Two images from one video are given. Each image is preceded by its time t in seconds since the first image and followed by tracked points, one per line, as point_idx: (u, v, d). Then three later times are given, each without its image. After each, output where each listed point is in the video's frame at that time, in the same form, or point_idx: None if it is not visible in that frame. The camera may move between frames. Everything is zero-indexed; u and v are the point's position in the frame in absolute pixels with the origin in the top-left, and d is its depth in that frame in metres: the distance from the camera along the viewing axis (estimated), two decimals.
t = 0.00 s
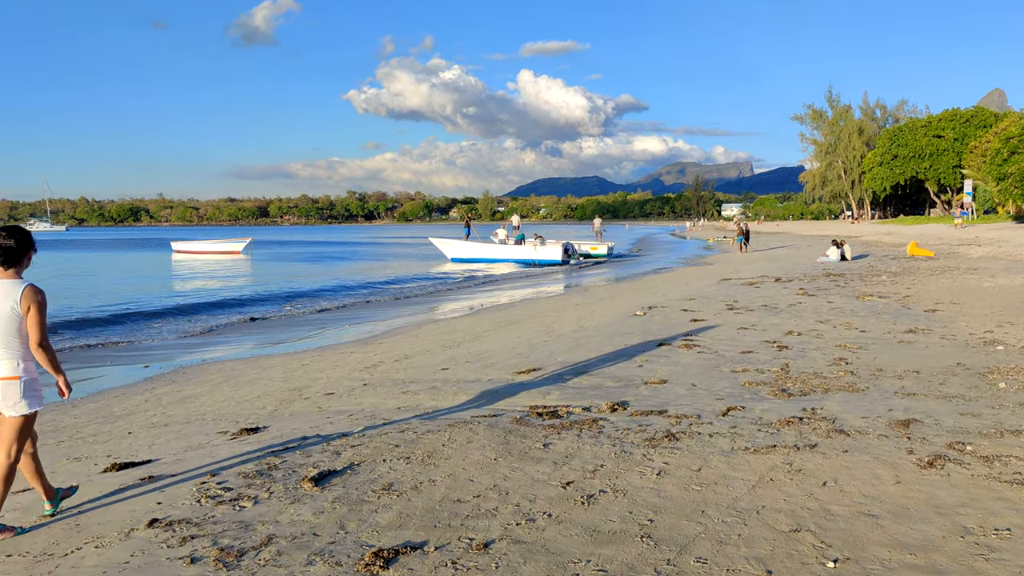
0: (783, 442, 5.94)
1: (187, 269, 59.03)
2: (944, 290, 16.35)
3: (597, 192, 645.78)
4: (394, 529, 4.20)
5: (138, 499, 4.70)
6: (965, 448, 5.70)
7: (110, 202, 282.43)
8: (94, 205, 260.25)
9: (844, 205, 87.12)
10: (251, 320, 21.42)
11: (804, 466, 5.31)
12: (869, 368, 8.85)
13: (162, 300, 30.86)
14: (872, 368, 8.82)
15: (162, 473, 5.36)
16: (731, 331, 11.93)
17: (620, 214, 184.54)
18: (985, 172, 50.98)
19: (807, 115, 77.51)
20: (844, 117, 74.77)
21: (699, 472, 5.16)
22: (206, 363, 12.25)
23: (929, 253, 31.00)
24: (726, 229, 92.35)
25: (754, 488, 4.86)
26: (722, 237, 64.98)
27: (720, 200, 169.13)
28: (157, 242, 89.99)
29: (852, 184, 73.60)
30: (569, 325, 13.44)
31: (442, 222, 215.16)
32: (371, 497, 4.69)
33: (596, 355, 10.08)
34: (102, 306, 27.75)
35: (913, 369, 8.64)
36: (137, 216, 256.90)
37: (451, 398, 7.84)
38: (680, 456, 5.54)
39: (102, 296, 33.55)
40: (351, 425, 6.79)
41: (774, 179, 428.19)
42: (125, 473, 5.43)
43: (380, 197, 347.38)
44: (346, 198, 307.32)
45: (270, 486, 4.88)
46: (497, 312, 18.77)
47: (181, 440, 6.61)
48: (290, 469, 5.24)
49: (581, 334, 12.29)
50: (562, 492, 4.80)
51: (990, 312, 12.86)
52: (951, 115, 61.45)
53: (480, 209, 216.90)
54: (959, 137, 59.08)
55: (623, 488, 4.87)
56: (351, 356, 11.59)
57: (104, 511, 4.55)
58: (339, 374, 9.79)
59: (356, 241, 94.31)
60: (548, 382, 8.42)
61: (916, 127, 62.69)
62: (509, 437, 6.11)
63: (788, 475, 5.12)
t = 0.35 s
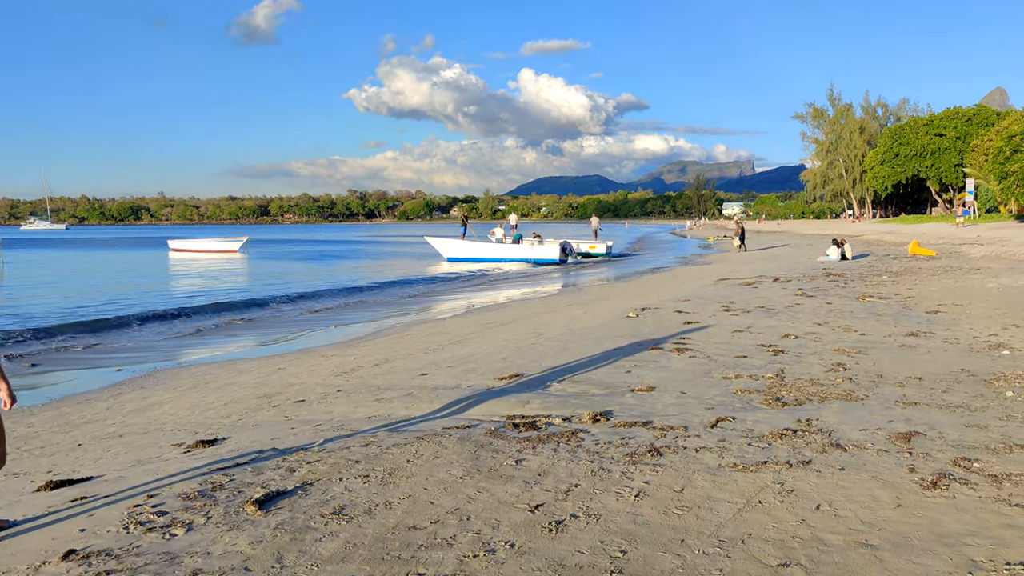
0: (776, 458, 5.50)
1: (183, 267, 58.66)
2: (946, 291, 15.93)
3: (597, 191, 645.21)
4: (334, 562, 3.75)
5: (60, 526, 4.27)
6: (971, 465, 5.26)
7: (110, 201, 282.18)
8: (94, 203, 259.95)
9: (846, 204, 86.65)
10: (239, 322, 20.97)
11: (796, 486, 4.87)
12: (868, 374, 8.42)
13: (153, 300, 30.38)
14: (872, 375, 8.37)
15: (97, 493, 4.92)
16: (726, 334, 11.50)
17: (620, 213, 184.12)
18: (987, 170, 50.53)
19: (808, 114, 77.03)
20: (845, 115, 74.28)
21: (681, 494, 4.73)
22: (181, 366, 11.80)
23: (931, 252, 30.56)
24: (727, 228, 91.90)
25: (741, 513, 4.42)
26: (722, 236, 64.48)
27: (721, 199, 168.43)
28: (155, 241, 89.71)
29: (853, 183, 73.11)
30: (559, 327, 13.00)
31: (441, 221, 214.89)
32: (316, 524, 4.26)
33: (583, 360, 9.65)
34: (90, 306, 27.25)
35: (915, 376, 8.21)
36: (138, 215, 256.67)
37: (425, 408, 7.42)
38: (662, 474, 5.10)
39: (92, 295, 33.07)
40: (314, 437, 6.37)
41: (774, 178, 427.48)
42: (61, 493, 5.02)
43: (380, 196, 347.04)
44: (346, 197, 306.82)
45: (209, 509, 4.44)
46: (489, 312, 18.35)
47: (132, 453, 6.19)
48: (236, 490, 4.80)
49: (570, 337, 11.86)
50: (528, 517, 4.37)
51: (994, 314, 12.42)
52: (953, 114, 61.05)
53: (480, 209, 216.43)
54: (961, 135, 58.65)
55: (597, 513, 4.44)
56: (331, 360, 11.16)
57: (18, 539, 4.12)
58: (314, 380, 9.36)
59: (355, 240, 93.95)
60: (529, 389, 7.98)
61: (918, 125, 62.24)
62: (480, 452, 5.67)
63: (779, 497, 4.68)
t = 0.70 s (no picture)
0: (771, 481, 5.07)
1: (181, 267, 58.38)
2: (949, 293, 15.51)
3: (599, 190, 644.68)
4: None
5: None
6: (984, 490, 4.83)
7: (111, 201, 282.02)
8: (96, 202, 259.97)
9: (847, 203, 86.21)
10: (227, 325, 20.59)
11: (792, 516, 4.44)
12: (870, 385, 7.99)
13: (145, 301, 30.00)
14: (875, 385, 7.94)
15: (28, 522, 4.52)
16: (722, 339, 11.08)
17: (621, 213, 183.77)
18: (989, 170, 50.10)
19: (810, 112, 76.59)
20: (846, 114, 73.82)
21: (665, 526, 4.30)
22: (157, 372, 11.40)
23: (934, 252, 30.13)
24: (728, 227, 91.49)
25: (730, 549, 3.99)
26: (722, 235, 64.02)
27: (722, 198, 167.93)
28: (155, 241, 89.56)
29: (855, 182, 72.69)
30: (551, 332, 12.57)
31: (442, 220, 214.56)
32: (260, 560, 3.85)
33: (572, 368, 9.22)
34: (80, 308, 26.88)
35: (920, 387, 7.78)
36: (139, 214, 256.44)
37: (401, 422, 7.00)
38: (646, 501, 4.67)
39: (84, 296, 32.68)
40: (278, 454, 5.95)
41: (776, 178, 426.85)
42: None
43: (382, 196, 346.95)
44: (347, 196, 306.55)
45: (143, 544, 4.03)
46: (482, 314, 17.95)
47: (81, 472, 5.78)
48: (179, 519, 4.39)
49: (561, 342, 11.45)
50: (494, 555, 3.94)
51: (1000, 318, 12.00)
52: (955, 113, 60.64)
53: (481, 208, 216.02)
54: (963, 134, 58.22)
55: (571, 548, 4.01)
56: (313, 366, 10.74)
57: None
58: (290, 389, 8.95)
59: (354, 239, 93.51)
60: (512, 401, 7.56)
61: (920, 124, 61.80)
62: (453, 474, 5.25)
63: (773, 530, 4.24)
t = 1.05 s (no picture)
0: (763, 510, 4.63)
1: (178, 267, 57.99)
2: (954, 296, 15.05)
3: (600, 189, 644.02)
4: None
5: None
6: (996, 521, 4.40)
7: (113, 199, 281.76)
8: (97, 201, 259.83)
9: (849, 202, 85.65)
10: (215, 326, 20.17)
11: (785, 553, 4.01)
12: (873, 396, 7.55)
13: (137, 302, 29.60)
14: (877, 397, 7.50)
15: None
16: (718, 345, 10.63)
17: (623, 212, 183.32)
18: (992, 168, 49.60)
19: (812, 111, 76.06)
20: (848, 113, 73.33)
21: (644, 565, 3.87)
22: (131, 378, 10.97)
23: (937, 253, 29.65)
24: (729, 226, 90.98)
25: None
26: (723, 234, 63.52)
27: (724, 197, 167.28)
28: (154, 240, 89.25)
29: (857, 181, 72.18)
30: (542, 337, 12.13)
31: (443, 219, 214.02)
32: None
33: (560, 376, 8.79)
34: (69, 309, 26.46)
35: (927, 399, 7.34)
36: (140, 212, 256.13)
37: (372, 437, 6.57)
38: (625, 534, 4.24)
39: (76, 297, 32.25)
40: (234, 474, 5.52)
41: (778, 177, 426.05)
42: None
43: (383, 195, 346.52)
44: (349, 195, 306.27)
45: None
46: (475, 316, 17.53)
47: (20, 495, 5.35)
48: (106, 555, 3.97)
49: (551, 348, 11.01)
50: None
51: (1007, 323, 11.55)
52: (958, 111, 60.10)
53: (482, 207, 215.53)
54: (965, 133, 57.70)
55: None
56: (292, 373, 10.30)
57: None
58: (262, 399, 8.51)
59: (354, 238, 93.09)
60: (492, 414, 7.12)
61: (922, 123, 61.28)
62: (417, 500, 4.82)
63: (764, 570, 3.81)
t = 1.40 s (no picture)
0: (764, 539, 4.14)
1: (177, 266, 57.55)
2: (964, 296, 14.56)
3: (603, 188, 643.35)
4: None
5: None
6: None
7: (116, 198, 281.67)
8: (100, 199, 259.64)
9: (853, 201, 85.09)
10: (203, 327, 19.70)
11: None
12: (882, 405, 7.05)
13: (130, 301, 29.10)
14: (886, 406, 7.01)
15: None
16: (718, 348, 10.12)
17: (626, 211, 182.80)
18: (998, 167, 49.04)
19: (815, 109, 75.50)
20: (852, 111, 72.71)
21: None
22: (102, 382, 10.45)
23: (943, 251, 29.14)
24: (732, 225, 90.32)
25: None
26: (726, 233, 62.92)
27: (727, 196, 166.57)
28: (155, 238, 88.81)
29: (861, 180, 71.62)
30: (534, 339, 11.63)
31: (445, 217, 213.56)
32: None
33: (549, 382, 8.30)
34: (59, 309, 25.96)
35: (939, 408, 6.86)
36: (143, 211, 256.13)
37: (343, 449, 6.09)
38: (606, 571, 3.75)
39: (69, 296, 31.78)
40: (184, 493, 5.04)
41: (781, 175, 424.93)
42: None
43: (385, 193, 345.94)
44: (352, 194, 305.77)
45: None
46: (469, 316, 17.07)
47: None
48: None
49: (543, 351, 10.52)
50: None
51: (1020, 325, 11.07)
52: (963, 109, 59.52)
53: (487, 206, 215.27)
54: (971, 131, 57.14)
55: None
56: (270, 378, 9.80)
57: None
58: (234, 406, 8.02)
59: (355, 237, 92.58)
60: (473, 425, 6.62)
61: (927, 121, 60.73)
62: (378, 526, 4.33)
63: None
